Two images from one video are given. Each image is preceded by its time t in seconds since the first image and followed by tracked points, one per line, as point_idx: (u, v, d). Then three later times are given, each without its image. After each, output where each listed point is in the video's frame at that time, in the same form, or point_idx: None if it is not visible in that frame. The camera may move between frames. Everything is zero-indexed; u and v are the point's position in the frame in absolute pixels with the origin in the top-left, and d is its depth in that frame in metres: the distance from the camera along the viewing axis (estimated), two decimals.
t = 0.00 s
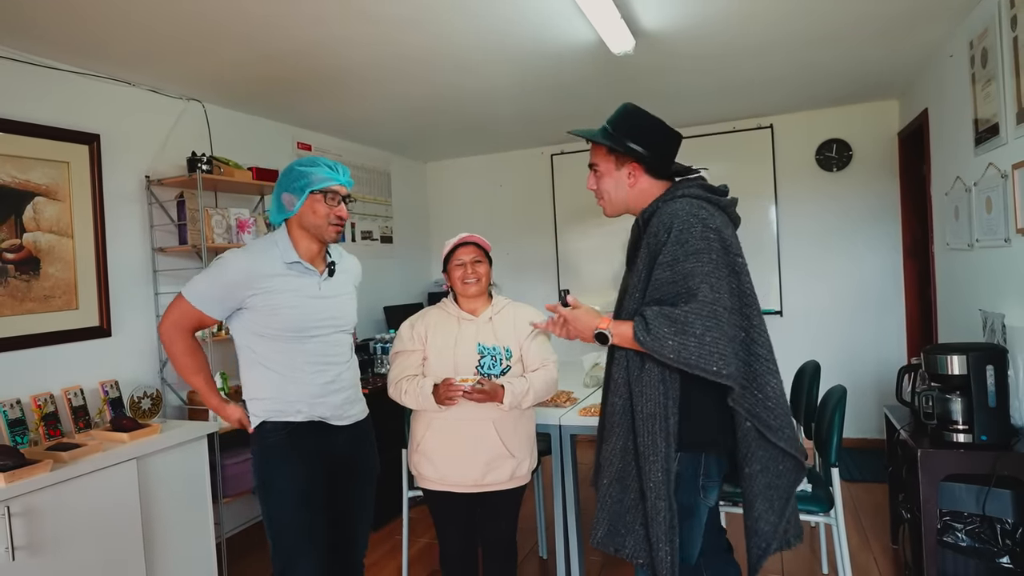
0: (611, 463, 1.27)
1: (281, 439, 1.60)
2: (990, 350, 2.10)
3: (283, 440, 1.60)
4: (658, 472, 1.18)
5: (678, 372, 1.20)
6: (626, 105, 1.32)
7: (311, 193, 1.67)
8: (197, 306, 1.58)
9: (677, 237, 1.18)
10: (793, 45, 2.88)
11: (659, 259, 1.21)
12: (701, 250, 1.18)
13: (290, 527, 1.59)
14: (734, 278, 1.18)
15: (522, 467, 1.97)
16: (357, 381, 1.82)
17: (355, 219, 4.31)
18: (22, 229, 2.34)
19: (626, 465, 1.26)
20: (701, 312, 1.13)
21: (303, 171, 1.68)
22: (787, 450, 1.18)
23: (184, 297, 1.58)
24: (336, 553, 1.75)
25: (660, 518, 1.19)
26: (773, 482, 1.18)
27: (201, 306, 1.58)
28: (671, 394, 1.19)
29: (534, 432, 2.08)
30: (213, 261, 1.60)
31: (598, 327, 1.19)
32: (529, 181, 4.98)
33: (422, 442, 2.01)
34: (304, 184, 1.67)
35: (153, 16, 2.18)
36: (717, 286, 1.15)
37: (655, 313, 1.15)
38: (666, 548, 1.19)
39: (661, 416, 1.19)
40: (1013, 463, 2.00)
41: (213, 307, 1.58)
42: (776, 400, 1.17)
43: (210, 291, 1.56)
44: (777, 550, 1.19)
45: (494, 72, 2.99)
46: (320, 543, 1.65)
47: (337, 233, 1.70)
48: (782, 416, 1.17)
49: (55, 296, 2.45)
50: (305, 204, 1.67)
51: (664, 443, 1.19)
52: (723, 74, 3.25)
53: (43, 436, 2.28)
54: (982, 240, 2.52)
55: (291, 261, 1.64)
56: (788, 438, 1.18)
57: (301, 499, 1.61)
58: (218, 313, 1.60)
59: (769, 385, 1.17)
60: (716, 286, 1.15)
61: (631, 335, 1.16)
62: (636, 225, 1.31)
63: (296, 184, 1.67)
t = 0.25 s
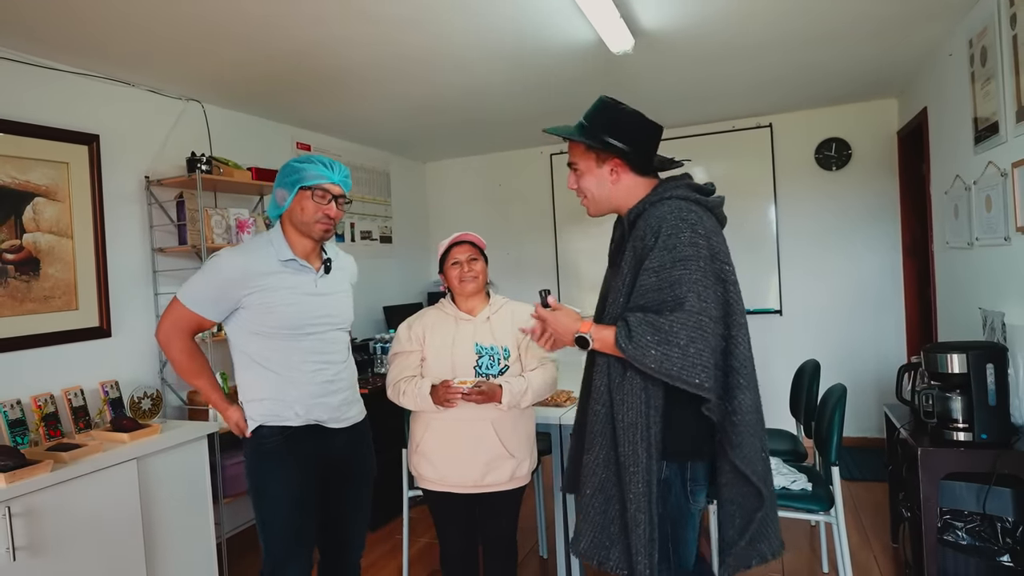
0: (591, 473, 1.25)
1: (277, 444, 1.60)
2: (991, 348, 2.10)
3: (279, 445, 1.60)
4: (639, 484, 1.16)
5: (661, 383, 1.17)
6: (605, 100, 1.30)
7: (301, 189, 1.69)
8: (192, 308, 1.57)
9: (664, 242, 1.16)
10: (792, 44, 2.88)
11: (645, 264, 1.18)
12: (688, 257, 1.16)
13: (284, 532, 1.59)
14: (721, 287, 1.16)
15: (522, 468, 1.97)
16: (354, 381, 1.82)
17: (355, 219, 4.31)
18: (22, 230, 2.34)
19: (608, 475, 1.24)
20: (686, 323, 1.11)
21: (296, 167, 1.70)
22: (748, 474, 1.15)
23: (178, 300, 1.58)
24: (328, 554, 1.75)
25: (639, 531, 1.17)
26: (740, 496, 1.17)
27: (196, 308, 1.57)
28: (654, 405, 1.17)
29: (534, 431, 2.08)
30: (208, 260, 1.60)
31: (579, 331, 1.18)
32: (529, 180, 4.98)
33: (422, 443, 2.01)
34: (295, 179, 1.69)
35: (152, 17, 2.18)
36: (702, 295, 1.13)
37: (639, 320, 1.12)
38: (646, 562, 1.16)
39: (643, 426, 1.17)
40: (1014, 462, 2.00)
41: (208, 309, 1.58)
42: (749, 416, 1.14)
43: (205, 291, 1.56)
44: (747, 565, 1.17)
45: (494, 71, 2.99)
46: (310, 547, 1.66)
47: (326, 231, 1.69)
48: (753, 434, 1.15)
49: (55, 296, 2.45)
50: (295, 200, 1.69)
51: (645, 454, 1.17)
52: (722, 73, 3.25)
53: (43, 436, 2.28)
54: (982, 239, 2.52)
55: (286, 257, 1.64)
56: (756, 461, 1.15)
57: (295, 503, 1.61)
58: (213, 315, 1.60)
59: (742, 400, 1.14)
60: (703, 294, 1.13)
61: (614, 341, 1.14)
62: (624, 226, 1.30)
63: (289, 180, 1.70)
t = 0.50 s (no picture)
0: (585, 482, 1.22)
1: (274, 448, 1.60)
2: (991, 348, 2.10)
3: (275, 449, 1.60)
4: (637, 492, 1.15)
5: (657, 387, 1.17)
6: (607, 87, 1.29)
7: (295, 193, 1.67)
8: (188, 314, 1.58)
9: (666, 243, 1.15)
10: (792, 44, 2.88)
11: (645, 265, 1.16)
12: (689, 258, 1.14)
13: (280, 536, 1.59)
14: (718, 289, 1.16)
15: (522, 468, 1.96)
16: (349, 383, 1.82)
17: (354, 218, 4.30)
18: (22, 229, 2.34)
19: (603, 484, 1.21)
20: (690, 326, 1.09)
21: (290, 170, 1.68)
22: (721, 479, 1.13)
23: (174, 308, 1.58)
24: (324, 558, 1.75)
25: (637, 540, 1.15)
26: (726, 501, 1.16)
27: (193, 315, 1.58)
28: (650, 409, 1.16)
29: (535, 430, 2.07)
30: (201, 264, 1.60)
31: (575, 336, 1.15)
32: (529, 180, 4.98)
33: (421, 443, 2.01)
34: (290, 182, 1.67)
35: (151, 16, 2.17)
36: (703, 298, 1.12)
37: (640, 323, 1.10)
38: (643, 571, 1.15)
39: (640, 433, 1.15)
40: (1014, 462, 1.99)
41: (203, 314, 1.58)
42: (730, 419, 1.13)
43: (200, 296, 1.56)
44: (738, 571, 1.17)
45: (494, 71, 2.99)
46: (306, 551, 1.65)
47: (320, 236, 1.68)
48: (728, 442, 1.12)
49: (54, 296, 2.45)
50: (289, 204, 1.69)
51: (642, 461, 1.15)
52: (722, 73, 3.25)
53: (42, 437, 2.28)
54: (983, 238, 2.51)
55: (283, 261, 1.64)
56: (731, 466, 1.13)
57: (291, 507, 1.60)
58: (210, 322, 1.60)
59: (726, 403, 1.13)
60: (705, 297, 1.11)
61: (613, 347, 1.11)
62: (617, 227, 1.28)
63: (283, 182, 1.68)
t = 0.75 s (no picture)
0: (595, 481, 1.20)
1: (281, 452, 1.59)
2: (993, 347, 2.10)
3: (282, 453, 1.59)
4: (651, 488, 1.14)
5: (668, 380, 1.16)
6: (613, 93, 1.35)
7: (292, 190, 1.67)
8: (189, 317, 1.57)
9: (679, 235, 1.14)
10: (793, 43, 2.87)
11: (658, 257, 1.15)
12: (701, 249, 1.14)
13: (284, 541, 1.59)
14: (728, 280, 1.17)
15: (525, 468, 1.94)
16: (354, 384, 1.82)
17: (354, 219, 4.30)
18: (21, 231, 2.33)
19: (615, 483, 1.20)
20: (709, 315, 1.07)
21: (282, 170, 1.68)
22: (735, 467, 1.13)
23: (175, 310, 1.57)
24: (324, 561, 1.75)
25: (654, 537, 1.14)
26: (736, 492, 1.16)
27: (196, 318, 1.57)
28: (661, 403, 1.15)
29: (537, 429, 2.06)
30: (202, 264, 1.59)
31: (590, 332, 1.11)
32: (528, 180, 4.98)
33: (424, 445, 2.01)
34: (285, 182, 1.67)
35: (151, 17, 2.17)
36: (718, 289, 1.12)
37: (657, 315, 1.08)
38: (660, 569, 1.13)
39: (652, 427, 1.15)
40: (1017, 462, 1.99)
41: (206, 316, 1.57)
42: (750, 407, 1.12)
43: (203, 297, 1.55)
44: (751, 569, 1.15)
45: (494, 71, 2.98)
46: (307, 555, 1.65)
47: (324, 229, 1.69)
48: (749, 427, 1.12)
49: (54, 298, 2.44)
50: (288, 204, 1.67)
51: (655, 456, 1.14)
52: (722, 72, 3.24)
53: (42, 438, 2.26)
54: (984, 237, 2.51)
55: (284, 260, 1.64)
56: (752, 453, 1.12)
57: (295, 511, 1.60)
58: (213, 323, 1.59)
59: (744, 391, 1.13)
60: (720, 288, 1.11)
61: (631, 341, 1.09)
62: (617, 223, 1.27)
63: (278, 183, 1.69)
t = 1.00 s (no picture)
0: (610, 481, 1.18)
1: (290, 455, 1.58)
2: (998, 347, 2.08)
3: (291, 457, 1.58)
4: (671, 483, 1.13)
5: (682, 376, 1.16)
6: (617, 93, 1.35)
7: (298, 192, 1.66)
8: (196, 320, 1.56)
9: (690, 233, 1.14)
10: (795, 41, 2.86)
11: (670, 254, 1.15)
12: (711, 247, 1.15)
13: (291, 544, 1.58)
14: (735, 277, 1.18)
15: (528, 470, 1.94)
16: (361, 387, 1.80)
17: (354, 219, 4.29)
18: (20, 232, 2.32)
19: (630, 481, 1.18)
20: (727, 310, 1.09)
21: (287, 171, 1.67)
22: (755, 456, 1.16)
23: (181, 312, 1.56)
24: (330, 565, 1.73)
25: (674, 534, 1.13)
26: (753, 481, 1.16)
27: (203, 322, 1.56)
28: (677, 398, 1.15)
29: (540, 430, 2.06)
30: (208, 267, 1.57)
31: (610, 330, 1.10)
32: (529, 180, 4.96)
33: (427, 447, 2.00)
34: (290, 185, 1.66)
35: (150, 17, 2.16)
36: (731, 285, 1.13)
37: (677, 311, 1.08)
38: (682, 564, 1.13)
39: (670, 423, 1.14)
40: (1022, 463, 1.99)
41: (213, 319, 1.56)
42: (765, 398, 1.14)
43: (210, 300, 1.54)
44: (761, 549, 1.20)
45: (495, 71, 2.97)
46: (314, 559, 1.64)
47: (332, 229, 1.68)
48: (768, 416, 1.14)
49: (53, 300, 2.43)
50: (295, 205, 1.66)
51: (673, 452, 1.13)
52: (723, 71, 3.23)
53: (42, 441, 2.26)
54: (987, 236, 2.49)
55: (290, 261, 1.62)
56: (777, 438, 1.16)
57: (303, 514, 1.59)
58: (219, 326, 1.58)
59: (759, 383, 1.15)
60: (733, 283, 1.12)
61: (652, 338, 1.07)
62: (621, 223, 1.25)
63: (284, 186, 1.68)
